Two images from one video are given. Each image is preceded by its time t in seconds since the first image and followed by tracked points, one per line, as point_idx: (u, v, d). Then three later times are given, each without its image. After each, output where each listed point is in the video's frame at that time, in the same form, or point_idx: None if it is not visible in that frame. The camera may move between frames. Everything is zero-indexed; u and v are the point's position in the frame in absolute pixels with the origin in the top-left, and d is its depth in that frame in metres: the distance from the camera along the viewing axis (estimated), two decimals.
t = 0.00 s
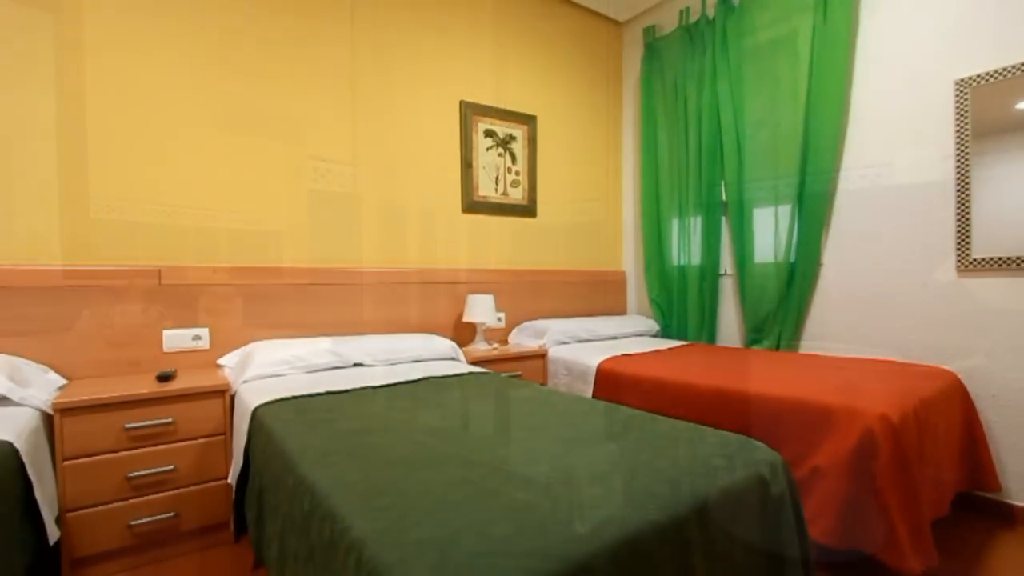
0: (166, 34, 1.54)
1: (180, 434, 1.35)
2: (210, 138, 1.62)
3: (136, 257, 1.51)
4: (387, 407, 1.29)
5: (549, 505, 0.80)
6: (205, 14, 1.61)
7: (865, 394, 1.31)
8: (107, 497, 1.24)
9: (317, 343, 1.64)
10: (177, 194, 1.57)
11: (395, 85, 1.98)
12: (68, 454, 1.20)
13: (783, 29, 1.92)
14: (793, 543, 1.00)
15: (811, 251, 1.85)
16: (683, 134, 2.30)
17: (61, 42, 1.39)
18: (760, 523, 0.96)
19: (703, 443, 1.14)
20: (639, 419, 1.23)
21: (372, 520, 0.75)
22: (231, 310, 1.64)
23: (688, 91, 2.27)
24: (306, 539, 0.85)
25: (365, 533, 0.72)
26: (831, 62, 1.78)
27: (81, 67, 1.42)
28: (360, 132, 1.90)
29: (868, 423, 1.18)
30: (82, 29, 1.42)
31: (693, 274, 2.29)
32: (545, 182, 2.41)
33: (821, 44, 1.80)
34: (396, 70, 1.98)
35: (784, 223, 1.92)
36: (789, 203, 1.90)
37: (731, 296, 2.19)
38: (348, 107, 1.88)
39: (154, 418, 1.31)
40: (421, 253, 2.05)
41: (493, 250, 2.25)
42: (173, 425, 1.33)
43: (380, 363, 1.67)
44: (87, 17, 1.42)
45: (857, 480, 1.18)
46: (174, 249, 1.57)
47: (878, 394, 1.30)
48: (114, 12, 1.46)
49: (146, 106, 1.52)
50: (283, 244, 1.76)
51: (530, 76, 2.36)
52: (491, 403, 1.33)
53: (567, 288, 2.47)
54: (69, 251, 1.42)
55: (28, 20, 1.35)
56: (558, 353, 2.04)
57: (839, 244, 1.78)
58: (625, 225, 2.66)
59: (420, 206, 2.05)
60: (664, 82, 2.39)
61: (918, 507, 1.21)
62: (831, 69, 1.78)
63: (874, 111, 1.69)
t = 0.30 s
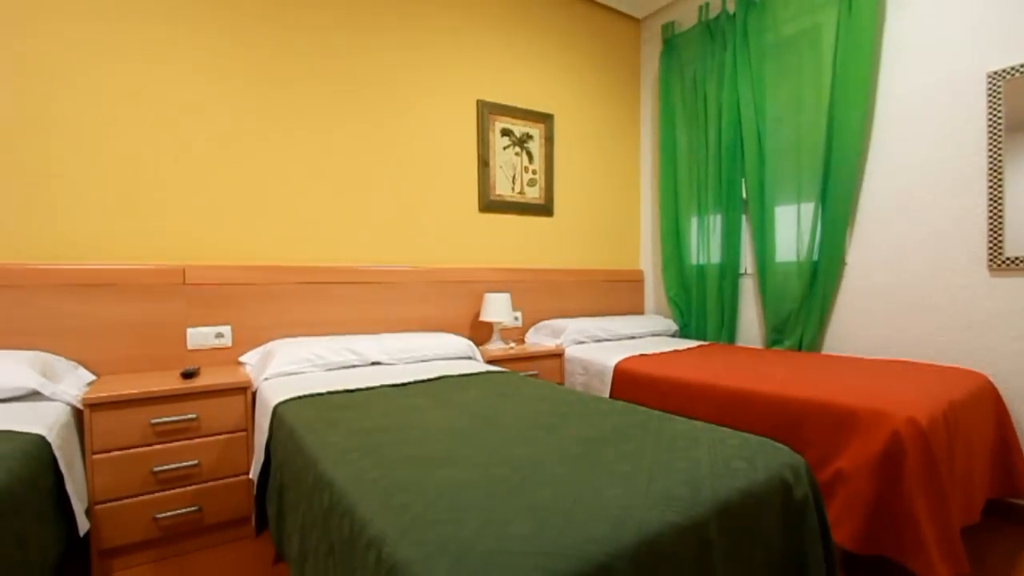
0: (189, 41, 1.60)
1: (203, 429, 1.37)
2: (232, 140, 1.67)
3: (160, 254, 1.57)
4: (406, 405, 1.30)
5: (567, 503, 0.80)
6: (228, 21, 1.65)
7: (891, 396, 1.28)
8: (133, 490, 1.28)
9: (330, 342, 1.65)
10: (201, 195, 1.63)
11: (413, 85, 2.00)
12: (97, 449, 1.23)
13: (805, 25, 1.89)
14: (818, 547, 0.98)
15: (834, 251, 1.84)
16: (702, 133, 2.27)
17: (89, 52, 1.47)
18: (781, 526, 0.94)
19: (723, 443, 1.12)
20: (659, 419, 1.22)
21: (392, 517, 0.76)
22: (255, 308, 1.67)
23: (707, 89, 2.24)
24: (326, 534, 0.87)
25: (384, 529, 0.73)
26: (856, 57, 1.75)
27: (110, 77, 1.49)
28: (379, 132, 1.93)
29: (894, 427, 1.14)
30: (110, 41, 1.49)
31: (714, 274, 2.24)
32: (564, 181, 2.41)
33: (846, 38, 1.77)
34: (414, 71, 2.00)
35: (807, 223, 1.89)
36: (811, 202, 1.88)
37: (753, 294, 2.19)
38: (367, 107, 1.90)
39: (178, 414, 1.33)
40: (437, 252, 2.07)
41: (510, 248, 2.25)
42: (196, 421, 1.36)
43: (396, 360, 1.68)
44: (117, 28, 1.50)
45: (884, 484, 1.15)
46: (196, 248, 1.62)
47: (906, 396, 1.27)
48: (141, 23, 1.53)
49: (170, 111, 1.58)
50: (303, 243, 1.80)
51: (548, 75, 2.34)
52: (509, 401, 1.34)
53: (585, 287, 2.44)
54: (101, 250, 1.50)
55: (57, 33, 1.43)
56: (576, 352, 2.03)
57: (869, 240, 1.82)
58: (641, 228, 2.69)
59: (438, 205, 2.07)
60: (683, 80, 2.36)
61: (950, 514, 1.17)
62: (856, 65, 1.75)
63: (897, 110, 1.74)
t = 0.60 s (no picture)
0: (217, 47, 1.64)
1: (231, 425, 1.41)
2: (258, 143, 1.70)
3: (189, 254, 1.62)
4: (426, 403, 1.30)
5: (588, 505, 0.79)
6: (255, 26, 1.69)
7: (924, 401, 1.24)
8: (164, 483, 1.32)
9: (355, 341, 1.67)
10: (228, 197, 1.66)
11: (434, 87, 2.01)
12: (131, 442, 1.28)
13: (834, 20, 1.84)
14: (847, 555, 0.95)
15: (864, 251, 1.79)
16: (727, 132, 2.23)
17: (123, 58, 1.52)
18: (809, 533, 0.92)
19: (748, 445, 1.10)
20: (682, 421, 1.20)
21: (414, 514, 0.76)
22: (281, 307, 1.70)
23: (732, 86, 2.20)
24: (349, 529, 0.87)
25: (407, 527, 0.73)
26: (887, 51, 1.70)
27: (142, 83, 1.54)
28: (401, 133, 1.95)
29: (927, 433, 1.11)
30: (143, 48, 1.54)
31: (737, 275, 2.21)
32: (584, 180, 2.40)
33: (879, 32, 1.71)
34: (435, 73, 2.01)
35: (836, 222, 1.84)
36: (840, 201, 1.83)
37: (779, 295, 2.14)
38: (388, 109, 1.92)
39: (207, 410, 1.37)
40: (458, 253, 2.08)
41: (530, 248, 2.25)
42: (224, 417, 1.39)
43: (420, 360, 1.70)
44: (148, 36, 1.55)
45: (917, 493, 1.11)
46: (223, 249, 1.67)
47: (941, 402, 1.23)
48: (172, 29, 1.58)
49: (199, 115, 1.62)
50: (326, 243, 1.83)
51: (569, 75, 2.33)
52: (529, 401, 1.34)
53: (606, 287, 2.42)
54: (133, 250, 1.55)
55: (94, 40, 1.48)
56: (597, 352, 2.02)
57: (903, 238, 1.76)
58: (663, 228, 2.66)
59: (459, 205, 2.08)
60: (707, 76, 2.32)
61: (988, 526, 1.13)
62: (889, 60, 1.69)
63: (934, 104, 1.68)
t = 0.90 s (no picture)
0: (241, 51, 1.68)
1: (254, 421, 1.43)
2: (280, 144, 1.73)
3: (214, 254, 1.66)
4: (445, 401, 1.31)
5: (606, 506, 0.79)
6: (278, 30, 1.73)
7: (956, 405, 1.20)
8: (189, 477, 1.35)
9: (375, 339, 1.69)
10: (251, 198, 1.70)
11: (453, 87, 2.02)
12: (158, 437, 1.31)
13: (861, 14, 1.79)
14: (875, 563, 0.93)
15: (892, 251, 1.75)
16: (749, 129, 2.19)
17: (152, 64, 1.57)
18: (835, 539, 0.90)
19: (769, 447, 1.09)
20: (703, 423, 1.19)
21: (433, 512, 0.77)
22: (302, 306, 1.73)
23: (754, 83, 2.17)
24: (370, 526, 0.89)
25: (428, 524, 0.73)
26: (916, 45, 1.65)
27: (169, 88, 1.59)
28: (420, 134, 1.96)
29: (959, 439, 1.07)
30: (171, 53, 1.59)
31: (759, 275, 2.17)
32: (603, 179, 2.38)
33: (908, 26, 1.67)
34: (454, 73, 2.03)
35: (862, 221, 1.80)
36: (866, 199, 1.79)
37: (803, 296, 2.10)
38: (407, 109, 1.94)
39: (231, 406, 1.40)
40: (476, 252, 2.09)
41: (549, 247, 2.25)
42: (247, 413, 1.42)
43: (439, 359, 1.71)
44: (175, 42, 1.59)
45: (948, 500, 1.08)
46: (247, 248, 1.70)
47: (975, 406, 1.19)
48: (198, 35, 1.62)
49: (224, 118, 1.66)
50: (347, 243, 1.85)
51: (588, 73, 2.32)
52: (547, 401, 1.34)
53: (625, 287, 2.40)
54: (161, 250, 1.59)
55: (125, 46, 1.54)
56: (615, 352, 2.01)
57: (934, 238, 1.71)
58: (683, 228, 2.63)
59: (477, 204, 2.08)
60: (729, 73, 2.29)
61: None
62: (919, 54, 1.65)
63: (968, 98, 1.62)
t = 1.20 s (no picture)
0: (268, 53, 1.71)
1: (280, 417, 1.46)
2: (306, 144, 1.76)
3: (241, 252, 1.69)
4: (467, 400, 1.31)
5: (632, 508, 0.78)
6: (305, 31, 1.75)
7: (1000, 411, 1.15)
8: (218, 469, 1.38)
9: (397, 337, 1.70)
10: (277, 197, 1.73)
11: (475, 86, 2.03)
12: (189, 430, 1.35)
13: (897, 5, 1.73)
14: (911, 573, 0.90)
15: (929, 251, 1.68)
16: (777, 126, 2.14)
17: (182, 67, 1.60)
18: (868, 547, 0.87)
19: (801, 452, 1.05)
20: (729, 425, 1.16)
21: (458, 510, 0.77)
22: (326, 303, 1.75)
23: (783, 78, 2.11)
24: (394, 522, 0.89)
25: (451, 522, 0.74)
26: (956, 37, 1.59)
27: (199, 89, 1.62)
28: (442, 132, 1.97)
29: (1000, 447, 1.03)
30: (201, 56, 1.62)
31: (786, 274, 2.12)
32: (625, 177, 2.35)
33: (947, 17, 1.60)
34: (476, 72, 2.03)
35: (897, 220, 1.74)
36: (901, 198, 1.73)
37: (833, 297, 2.04)
38: (430, 108, 1.95)
39: (257, 401, 1.43)
40: (497, 251, 2.09)
41: (570, 246, 2.23)
42: (273, 409, 1.45)
43: (460, 358, 1.71)
44: (205, 44, 1.63)
45: (989, 509, 1.04)
46: (272, 247, 1.73)
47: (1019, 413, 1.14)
48: (227, 37, 1.65)
49: (251, 118, 1.69)
50: (369, 241, 1.87)
51: (611, 70, 2.30)
52: (570, 401, 1.33)
53: (647, 287, 2.38)
54: (190, 248, 1.63)
55: (158, 50, 1.58)
56: (637, 353, 1.98)
57: (973, 238, 1.64)
58: (707, 227, 2.59)
59: (499, 203, 2.08)
60: (756, 68, 2.24)
61: None
62: (959, 46, 1.58)
63: (1010, 91, 1.55)
